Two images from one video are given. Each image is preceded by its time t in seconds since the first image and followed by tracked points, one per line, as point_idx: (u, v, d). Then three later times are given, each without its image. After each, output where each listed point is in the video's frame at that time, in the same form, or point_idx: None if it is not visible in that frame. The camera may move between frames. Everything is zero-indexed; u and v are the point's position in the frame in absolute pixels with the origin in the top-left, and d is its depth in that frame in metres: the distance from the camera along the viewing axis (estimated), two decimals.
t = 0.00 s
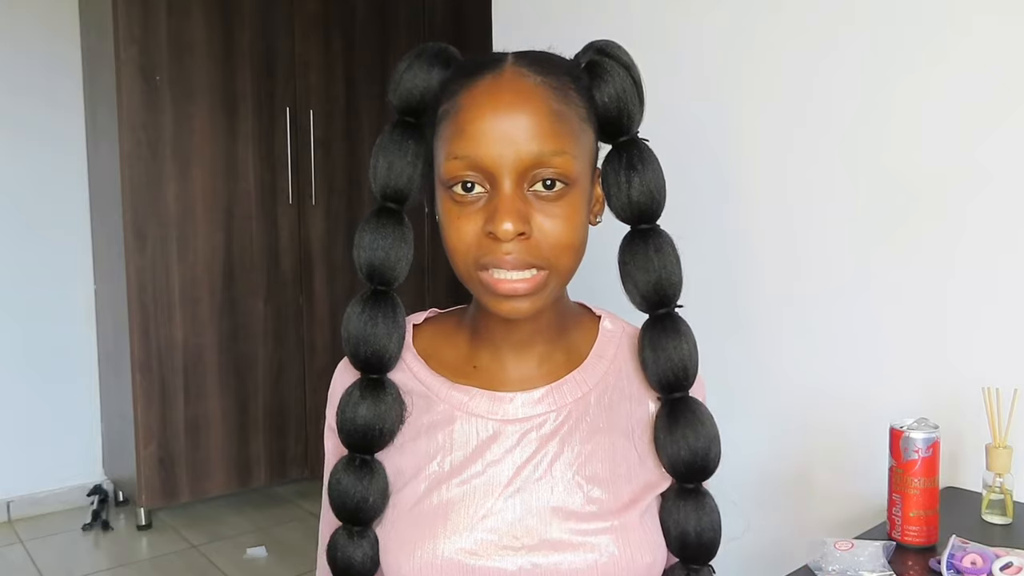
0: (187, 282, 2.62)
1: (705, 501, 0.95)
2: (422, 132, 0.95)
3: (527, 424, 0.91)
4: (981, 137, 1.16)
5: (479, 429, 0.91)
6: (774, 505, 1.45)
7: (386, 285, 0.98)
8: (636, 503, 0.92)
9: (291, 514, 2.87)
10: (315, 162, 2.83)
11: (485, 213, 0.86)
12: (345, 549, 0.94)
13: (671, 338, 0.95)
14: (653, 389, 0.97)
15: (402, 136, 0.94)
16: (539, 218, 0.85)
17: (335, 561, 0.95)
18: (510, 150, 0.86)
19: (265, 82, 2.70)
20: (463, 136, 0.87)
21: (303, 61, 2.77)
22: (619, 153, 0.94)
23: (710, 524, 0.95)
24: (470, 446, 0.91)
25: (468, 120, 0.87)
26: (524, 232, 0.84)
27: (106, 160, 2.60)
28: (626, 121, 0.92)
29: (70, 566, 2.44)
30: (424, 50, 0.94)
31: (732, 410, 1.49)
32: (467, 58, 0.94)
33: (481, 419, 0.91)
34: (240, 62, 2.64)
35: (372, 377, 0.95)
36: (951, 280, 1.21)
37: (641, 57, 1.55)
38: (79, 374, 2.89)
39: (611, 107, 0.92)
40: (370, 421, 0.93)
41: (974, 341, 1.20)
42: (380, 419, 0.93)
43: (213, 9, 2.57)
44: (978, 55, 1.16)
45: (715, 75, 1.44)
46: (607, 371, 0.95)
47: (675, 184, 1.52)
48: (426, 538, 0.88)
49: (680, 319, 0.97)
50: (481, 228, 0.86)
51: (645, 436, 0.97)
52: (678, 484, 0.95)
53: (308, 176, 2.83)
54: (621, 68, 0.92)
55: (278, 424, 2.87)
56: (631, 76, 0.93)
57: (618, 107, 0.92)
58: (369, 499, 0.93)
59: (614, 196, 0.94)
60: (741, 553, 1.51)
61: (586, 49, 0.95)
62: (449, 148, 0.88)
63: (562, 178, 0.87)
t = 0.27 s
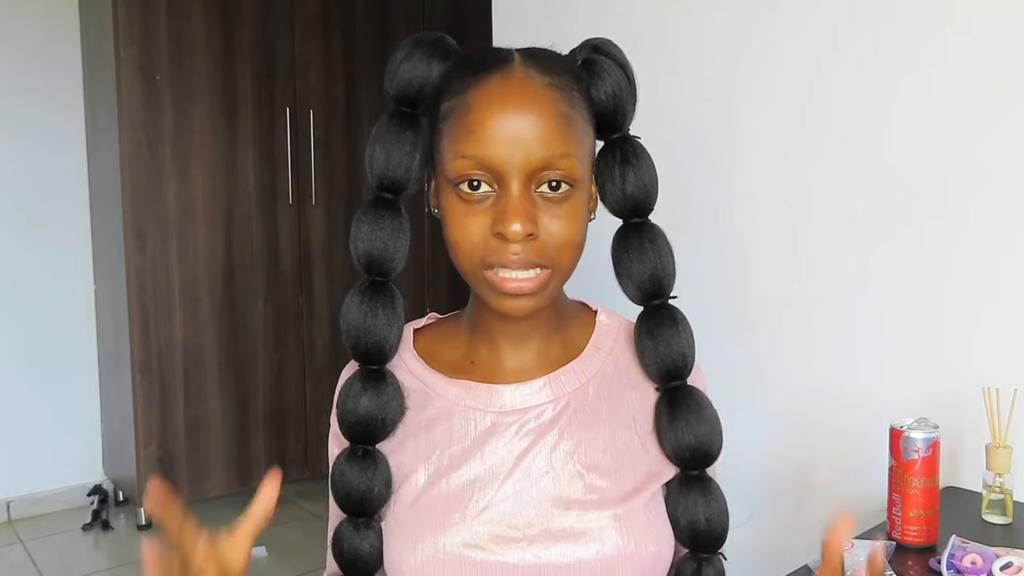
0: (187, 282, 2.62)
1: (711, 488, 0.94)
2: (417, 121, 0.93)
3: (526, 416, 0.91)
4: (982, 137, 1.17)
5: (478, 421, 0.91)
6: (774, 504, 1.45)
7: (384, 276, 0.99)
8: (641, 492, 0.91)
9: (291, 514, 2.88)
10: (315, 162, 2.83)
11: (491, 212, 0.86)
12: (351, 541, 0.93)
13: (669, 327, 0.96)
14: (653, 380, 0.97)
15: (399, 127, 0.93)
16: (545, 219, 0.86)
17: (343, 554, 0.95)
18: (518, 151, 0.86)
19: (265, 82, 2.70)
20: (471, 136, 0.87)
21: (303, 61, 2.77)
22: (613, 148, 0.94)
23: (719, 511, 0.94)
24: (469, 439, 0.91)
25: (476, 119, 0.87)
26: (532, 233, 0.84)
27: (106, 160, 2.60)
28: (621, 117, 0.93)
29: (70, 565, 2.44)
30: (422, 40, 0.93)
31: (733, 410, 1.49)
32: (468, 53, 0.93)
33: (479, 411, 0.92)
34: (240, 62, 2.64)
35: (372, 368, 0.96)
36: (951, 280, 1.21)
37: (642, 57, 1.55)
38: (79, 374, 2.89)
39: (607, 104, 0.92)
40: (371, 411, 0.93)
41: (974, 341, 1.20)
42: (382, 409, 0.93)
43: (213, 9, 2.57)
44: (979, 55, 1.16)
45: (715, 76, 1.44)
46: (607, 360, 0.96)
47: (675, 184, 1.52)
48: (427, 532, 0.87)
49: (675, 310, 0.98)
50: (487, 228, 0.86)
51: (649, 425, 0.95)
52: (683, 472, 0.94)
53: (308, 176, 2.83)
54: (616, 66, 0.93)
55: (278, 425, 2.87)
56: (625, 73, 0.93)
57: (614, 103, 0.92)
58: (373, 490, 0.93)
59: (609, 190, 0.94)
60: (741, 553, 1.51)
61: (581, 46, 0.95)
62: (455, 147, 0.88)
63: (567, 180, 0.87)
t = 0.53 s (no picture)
0: (187, 282, 2.62)
1: (712, 491, 0.92)
2: (421, 125, 0.94)
3: (527, 415, 0.91)
4: (982, 137, 1.16)
5: (480, 420, 0.91)
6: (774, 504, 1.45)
7: (387, 276, 0.98)
8: (643, 492, 0.91)
9: (291, 513, 2.88)
10: (315, 161, 2.83)
11: (487, 205, 0.85)
12: (347, 539, 0.92)
13: (669, 328, 0.95)
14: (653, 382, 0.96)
15: (402, 129, 0.93)
16: (541, 213, 0.85)
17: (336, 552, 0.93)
18: (514, 144, 0.85)
19: (265, 82, 2.70)
20: (468, 130, 0.87)
21: (303, 61, 2.77)
22: (615, 149, 0.94)
23: (718, 514, 0.92)
24: (471, 438, 0.91)
25: (472, 113, 0.87)
26: (527, 225, 0.84)
27: (106, 160, 2.60)
28: (623, 119, 0.92)
29: (70, 565, 2.44)
30: (425, 45, 0.94)
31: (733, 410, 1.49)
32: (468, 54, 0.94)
33: (480, 410, 0.92)
34: (240, 63, 2.64)
35: (373, 367, 0.95)
36: (951, 280, 1.21)
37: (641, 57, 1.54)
38: (79, 374, 2.89)
39: (609, 104, 0.92)
40: (371, 410, 0.92)
41: (974, 341, 1.20)
42: (382, 408, 0.93)
43: (213, 9, 2.57)
44: (978, 55, 1.16)
45: (715, 76, 1.44)
46: (607, 362, 0.96)
47: (675, 184, 1.52)
48: (427, 532, 0.87)
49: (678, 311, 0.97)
50: (483, 220, 0.85)
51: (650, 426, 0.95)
52: (683, 474, 0.93)
53: (308, 175, 2.83)
54: (618, 67, 0.93)
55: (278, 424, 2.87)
56: (628, 75, 0.93)
57: (615, 104, 0.92)
58: (371, 488, 0.92)
59: (610, 192, 0.94)
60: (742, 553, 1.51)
61: (585, 48, 0.95)
62: (452, 142, 0.88)
63: (563, 174, 0.87)
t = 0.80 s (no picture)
0: (187, 282, 2.62)
1: (706, 490, 0.94)
2: (426, 127, 0.94)
3: (526, 413, 0.91)
4: (982, 137, 1.17)
5: (480, 417, 0.91)
6: (774, 505, 1.45)
7: (388, 275, 0.99)
8: (641, 491, 0.91)
9: (291, 514, 2.87)
10: (315, 161, 2.83)
11: (486, 203, 0.86)
12: (344, 535, 0.94)
13: (670, 330, 0.96)
14: (652, 381, 0.97)
15: (406, 132, 0.94)
16: (540, 210, 0.86)
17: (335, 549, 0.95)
18: (512, 142, 0.86)
19: (265, 82, 2.70)
20: (466, 128, 0.87)
21: (303, 61, 2.77)
22: (618, 150, 0.94)
23: (713, 512, 0.94)
24: (470, 435, 0.91)
25: (471, 112, 0.88)
26: (525, 223, 0.84)
27: (106, 160, 2.60)
28: (625, 120, 0.93)
29: (70, 565, 2.44)
30: (429, 48, 0.94)
31: (733, 410, 1.49)
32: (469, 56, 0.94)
33: (480, 408, 0.92)
34: (240, 62, 2.64)
35: (374, 365, 0.96)
36: (951, 280, 1.21)
37: (642, 57, 1.54)
38: (79, 374, 2.89)
39: (610, 105, 0.92)
40: (370, 407, 0.93)
41: (974, 341, 1.20)
42: (380, 406, 0.93)
43: (213, 9, 2.57)
44: (978, 55, 1.16)
45: (715, 76, 1.44)
46: (608, 362, 0.96)
47: (675, 185, 1.52)
48: (425, 528, 0.87)
49: (677, 311, 0.98)
50: (482, 219, 0.86)
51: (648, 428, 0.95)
52: (678, 473, 0.94)
53: (308, 175, 2.83)
54: (620, 68, 0.93)
55: (278, 424, 2.87)
56: (630, 76, 0.93)
57: (616, 105, 0.92)
58: (368, 485, 0.93)
59: (613, 192, 0.94)
60: (742, 553, 1.51)
61: (588, 49, 0.95)
62: (452, 140, 0.88)
63: (562, 171, 0.87)
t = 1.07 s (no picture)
0: (187, 282, 2.62)
1: (706, 483, 0.94)
2: (422, 136, 0.94)
3: (532, 413, 0.91)
4: (982, 137, 1.17)
5: (486, 417, 0.91)
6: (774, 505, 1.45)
7: (388, 287, 0.99)
8: (645, 491, 0.91)
9: (291, 514, 2.88)
10: (315, 160, 2.83)
11: (498, 207, 0.86)
12: (352, 551, 0.93)
13: (670, 324, 0.96)
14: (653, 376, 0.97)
15: (402, 140, 0.94)
16: (551, 209, 0.85)
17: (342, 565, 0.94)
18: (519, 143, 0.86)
19: (265, 81, 2.70)
20: (473, 133, 0.87)
21: (303, 61, 2.77)
22: (616, 145, 0.94)
23: (713, 506, 0.94)
24: (476, 434, 0.91)
25: (475, 117, 0.87)
26: (539, 222, 0.84)
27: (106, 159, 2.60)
28: (622, 114, 0.92)
29: (70, 566, 2.44)
30: (420, 55, 0.93)
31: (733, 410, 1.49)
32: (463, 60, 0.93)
33: (486, 408, 0.92)
34: (240, 62, 2.64)
35: (376, 379, 0.95)
36: (951, 280, 1.21)
37: (641, 57, 1.54)
38: (79, 373, 2.89)
39: (608, 101, 0.91)
40: (375, 421, 0.93)
41: (974, 341, 1.20)
42: (385, 419, 0.93)
43: (213, 8, 2.57)
44: (978, 55, 1.16)
45: (715, 76, 1.44)
46: (609, 360, 0.96)
47: (675, 184, 1.52)
48: (431, 527, 0.87)
49: (677, 306, 0.98)
50: (495, 222, 0.85)
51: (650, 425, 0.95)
52: (680, 467, 0.94)
53: (308, 175, 2.83)
54: (614, 62, 0.92)
55: (278, 424, 2.87)
56: (624, 70, 0.92)
57: (614, 100, 0.92)
58: (375, 500, 0.92)
59: (613, 188, 0.95)
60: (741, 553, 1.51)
61: (581, 44, 0.94)
62: (458, 146, 0.88)
63: (570, 168, 0.87)
